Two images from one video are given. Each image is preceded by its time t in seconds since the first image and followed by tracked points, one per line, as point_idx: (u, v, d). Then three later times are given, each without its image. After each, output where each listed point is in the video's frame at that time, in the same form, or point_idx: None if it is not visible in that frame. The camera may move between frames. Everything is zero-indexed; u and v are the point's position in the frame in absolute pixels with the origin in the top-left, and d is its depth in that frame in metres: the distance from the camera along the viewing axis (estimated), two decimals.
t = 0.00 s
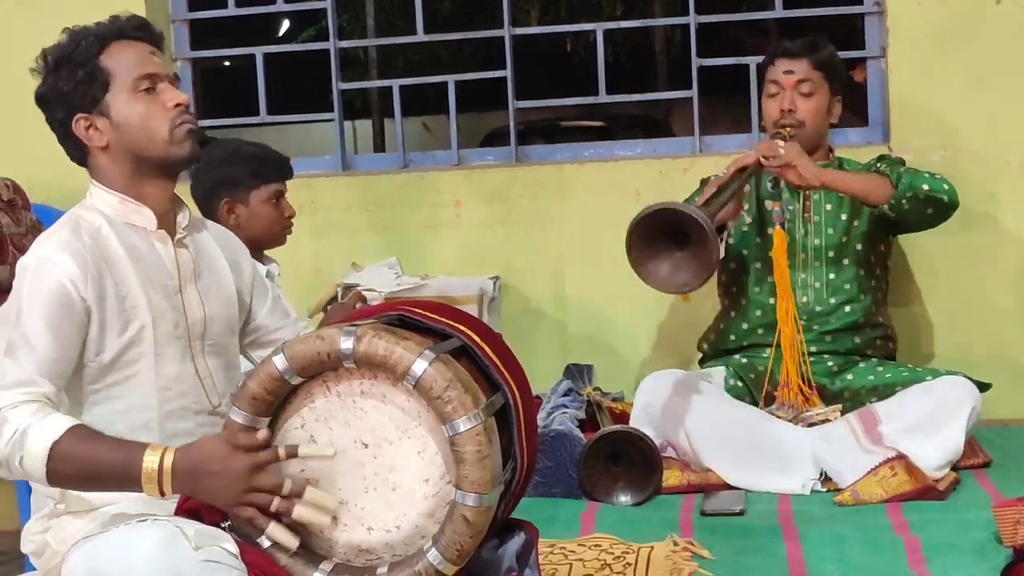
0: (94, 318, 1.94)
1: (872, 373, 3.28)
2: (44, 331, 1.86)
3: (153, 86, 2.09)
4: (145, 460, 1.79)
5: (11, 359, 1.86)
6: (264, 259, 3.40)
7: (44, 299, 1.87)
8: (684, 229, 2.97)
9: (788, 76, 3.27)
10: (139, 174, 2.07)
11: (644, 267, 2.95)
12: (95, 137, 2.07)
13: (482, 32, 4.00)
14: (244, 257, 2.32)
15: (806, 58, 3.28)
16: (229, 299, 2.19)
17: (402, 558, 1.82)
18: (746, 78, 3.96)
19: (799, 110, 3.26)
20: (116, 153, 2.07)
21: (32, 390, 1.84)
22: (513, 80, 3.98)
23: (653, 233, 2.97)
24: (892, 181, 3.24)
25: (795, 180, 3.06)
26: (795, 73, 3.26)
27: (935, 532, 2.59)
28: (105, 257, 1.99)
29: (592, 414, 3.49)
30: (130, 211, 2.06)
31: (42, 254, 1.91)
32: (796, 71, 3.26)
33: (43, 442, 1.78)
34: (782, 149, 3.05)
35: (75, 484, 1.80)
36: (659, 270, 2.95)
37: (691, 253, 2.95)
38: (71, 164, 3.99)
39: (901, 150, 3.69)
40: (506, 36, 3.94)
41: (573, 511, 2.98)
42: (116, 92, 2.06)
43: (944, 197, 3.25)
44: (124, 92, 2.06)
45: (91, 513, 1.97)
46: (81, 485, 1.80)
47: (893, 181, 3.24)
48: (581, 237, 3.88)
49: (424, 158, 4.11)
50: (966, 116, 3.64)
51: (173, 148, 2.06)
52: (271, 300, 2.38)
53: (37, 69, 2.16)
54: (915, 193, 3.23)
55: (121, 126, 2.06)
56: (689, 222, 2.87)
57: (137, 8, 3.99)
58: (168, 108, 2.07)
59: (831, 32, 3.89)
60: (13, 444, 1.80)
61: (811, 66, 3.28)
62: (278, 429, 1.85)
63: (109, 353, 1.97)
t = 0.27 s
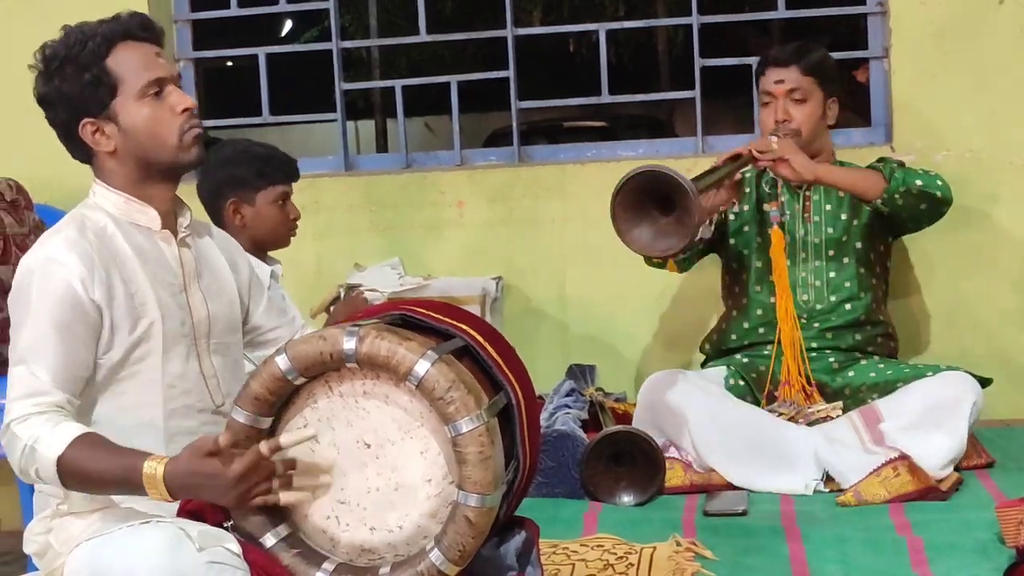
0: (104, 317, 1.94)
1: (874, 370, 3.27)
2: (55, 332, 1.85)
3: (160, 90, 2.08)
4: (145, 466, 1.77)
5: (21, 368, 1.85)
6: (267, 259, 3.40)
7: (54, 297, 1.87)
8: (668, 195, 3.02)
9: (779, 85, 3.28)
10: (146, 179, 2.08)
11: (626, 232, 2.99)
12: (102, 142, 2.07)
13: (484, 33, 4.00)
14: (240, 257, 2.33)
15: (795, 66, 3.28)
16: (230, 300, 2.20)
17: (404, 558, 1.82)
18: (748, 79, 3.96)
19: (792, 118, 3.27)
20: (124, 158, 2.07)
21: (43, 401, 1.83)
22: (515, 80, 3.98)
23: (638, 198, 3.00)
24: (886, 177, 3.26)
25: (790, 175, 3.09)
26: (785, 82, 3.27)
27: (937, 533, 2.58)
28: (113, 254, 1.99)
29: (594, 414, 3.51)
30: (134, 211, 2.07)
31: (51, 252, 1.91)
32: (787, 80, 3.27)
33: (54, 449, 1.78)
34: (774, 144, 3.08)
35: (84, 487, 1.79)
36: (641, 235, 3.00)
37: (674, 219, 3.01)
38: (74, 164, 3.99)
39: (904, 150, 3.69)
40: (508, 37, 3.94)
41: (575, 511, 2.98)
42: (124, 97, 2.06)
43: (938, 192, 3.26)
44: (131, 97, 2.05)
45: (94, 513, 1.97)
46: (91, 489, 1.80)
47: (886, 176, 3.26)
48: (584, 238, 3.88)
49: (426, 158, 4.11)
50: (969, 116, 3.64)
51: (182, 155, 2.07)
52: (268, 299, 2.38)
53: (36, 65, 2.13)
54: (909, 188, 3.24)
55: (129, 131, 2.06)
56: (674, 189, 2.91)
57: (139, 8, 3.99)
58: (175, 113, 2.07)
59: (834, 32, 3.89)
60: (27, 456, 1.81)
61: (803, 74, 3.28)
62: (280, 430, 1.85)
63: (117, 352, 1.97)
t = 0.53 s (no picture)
0: (98, 320, 1.94)
1: (875, 370, 3.27)
2: (49, 335, 1.86)
3: (165, 88, 2.10)
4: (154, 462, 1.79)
5: (17, 363, 1.86)
6: (269, 259, 3.40)
7: (49, 302, 1.87)
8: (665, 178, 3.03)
9: (780, 81, 3.28)
10: (147, 175, 2.08)
11: (623, 214, 2.99)
12: (105, 136, 2.07)
13: (485, 32, 3.99)
14: (245, 256, 2.32)
15: (795, 62, 3.28)
16: (232, 300, 2.20)
17: (406, 558, 1.82)
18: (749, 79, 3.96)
19: (793, 113, 3.27)
20: (127, 154, 2.07)
21: (38, 395, 1.83)
22: (516, 80, 3.98)
23: (635, 181, 3.02)
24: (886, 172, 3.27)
25: (789, 167, 3.14)
26: (786, 78, 3.27)
27: (939, 533, 2.58)
28: (110, 258, 1.99)
29: (595, 414, 3.53)
30: (134, 214, 2.06)
31: (46, 257, 1.91)
32: (787, 76, 3.27)
33: (51, 443, 1.78)
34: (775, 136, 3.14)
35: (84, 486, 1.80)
36: (638, 219, 3.01)
37: (670, 202, 3.02)
38: (75, 164, 3.99)
39: (905, 150, 3.69)
40: (510, 37, 3.95)
41: (577, 511, 2.98)
42: (129, 93, 2.07)
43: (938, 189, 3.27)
44: (136, 92, 2.07)
45: (96, 513, 1.97)
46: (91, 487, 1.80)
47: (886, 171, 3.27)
48: (586, 238, 3.88)
49: (427, 158, 4.11)
50: (971, 116, 3.64)
51: (185, 151, 2.07)
52: (275, 299, 2.38)
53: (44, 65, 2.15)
54: (909, 183, 3.25)
55: (133, 127, 2.06)
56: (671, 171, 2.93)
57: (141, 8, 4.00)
58: (180, 110, 2.08)
59: (835, 32, 3.89)
60: (21, 448, 1.80)
61: (803, 69, 3.28)
62: (283, 429, 1.85)
63: (113, 355, 1.97)
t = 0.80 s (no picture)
0: (100, 323, 1.94)
1: (876, 371, 3.27)
2: (54, 343, 1.85)
3: (180, 93, 2.11)
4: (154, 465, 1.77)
5: (24, 377, 1.85)
6: (268, 259, 3.40)
7: (49, 305, 1.87)
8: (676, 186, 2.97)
9: (788, 82, 3.28)
10: (149, 174, 2.08)
11: (633, 224, 2.94)
12: (117, 131, 2.06)
13: (485, 32, 3.99)
14: (239, 253, 2.32)
15: (804, 64, 3.29)
16: (228, 300, 2.20)
17: (407, 558, 1.82)
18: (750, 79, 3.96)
19: (799, 116, 3.27)
20: (138, 152, 2.06)
21: (48, 407, 1.83)
22: (517, 80, 3.98)
23: (645, 191, 2.96)
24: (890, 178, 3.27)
25: (794, 172, 3.12)
26: (794, 79, 3.27)
27: (939, 533, 2.58)
28: (108, 260, 1.99)
29: (596, 414, 3.51)
30: (130, 215, 2.06)
31: (46, 261, 1.91)
32: (795, 78, 3.27)
33: (60, 453, 1.78)
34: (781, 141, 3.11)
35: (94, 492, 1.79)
36: (649, 228, 2.94)
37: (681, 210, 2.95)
38: (76, 164, 3.99)
39: (906, 150, 3.69)
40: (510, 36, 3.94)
41: (577, 511, 2.98)
42: (146, 92, 2.06)
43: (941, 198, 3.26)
44: (153, 93, 2.07)
45: (95, 513, 1.97)
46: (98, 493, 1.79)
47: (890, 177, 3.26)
48: (586, 238, 3.88)
49: (428, 158, 4.10)
50: (972, 115, 3.64)
51: (193, 157, 2.10)
52: (267, 297, 2.38)
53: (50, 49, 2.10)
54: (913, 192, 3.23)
55: (147, 125, 2.06)
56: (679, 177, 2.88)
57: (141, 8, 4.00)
58: (192, 117, 2.10)
59: (836, 32, 3.89)
60: (33, 461, 1.81)
61: (811, 72, 3.28)
62: (282, 428, 1.86)
63: (115, 358, 1.97)
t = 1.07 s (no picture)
0: (96, 325, 1.94)
1: (877, 372, 3.27)
2: (46, 342, 1.85)
3: (191, 96, 2.13)
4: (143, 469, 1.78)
5: (9, 372, 1.85)
6: (268, 259, 3.40)
7: (48, 307, 1.87)
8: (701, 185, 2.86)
9: (800, 80, 3.27)
10: (158, 173, 2.09)
11: (658, 225, 2.83)
12: (136, 131, 2.05)
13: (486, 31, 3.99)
14: (234, 252, 2.33)
15: (818, 63, 3.28)
16: (226, 299, 2.21)
17: (407, 557, 1.82)
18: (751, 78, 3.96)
19: (809, 114, 3.26)
20: (154, 154, 2.07)
21: (31, 403, 1.83)
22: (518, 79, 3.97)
23: (669, 191, 2.86)
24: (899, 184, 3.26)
25: (805, 173, 3.11)
26: (807, 78, 3.27)
27: (940, 532, 2.58)
28: (107, 261, 1.99)
29: (597, 413, 3.52)
30: (129, 216, 2.06)
31: (45, 263, 1.90)
32: (808, 76, 3.26)
33: (42, 453, 1.78)
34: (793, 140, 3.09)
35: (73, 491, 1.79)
36: (675, 229, 2.83)
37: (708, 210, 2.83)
38: (77, 163, 3.99)
39: (907, 149, 3.69)
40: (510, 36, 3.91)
41: (578, 510, 2.98)
42: (165, 94, 2.07)
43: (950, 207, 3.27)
44: (172, 94, 2.08)
45: (96, 514, 1.97)
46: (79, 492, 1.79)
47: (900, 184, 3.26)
48: (587, 237, 3.88)
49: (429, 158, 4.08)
50: (972, 115, 3.64)
51: (203, 159, 2.14)
52: (262, 296, 2.38)
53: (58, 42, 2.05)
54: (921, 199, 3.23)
55: (166, 127, 2.07)
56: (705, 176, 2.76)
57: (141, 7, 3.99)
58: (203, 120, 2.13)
59: (837, 32, 3.89)
60: (12, 456, 1.79)
61: (823, 72, 3.28)
62: (282, 429, 1.86)
63: (114, 359, 1.97)
